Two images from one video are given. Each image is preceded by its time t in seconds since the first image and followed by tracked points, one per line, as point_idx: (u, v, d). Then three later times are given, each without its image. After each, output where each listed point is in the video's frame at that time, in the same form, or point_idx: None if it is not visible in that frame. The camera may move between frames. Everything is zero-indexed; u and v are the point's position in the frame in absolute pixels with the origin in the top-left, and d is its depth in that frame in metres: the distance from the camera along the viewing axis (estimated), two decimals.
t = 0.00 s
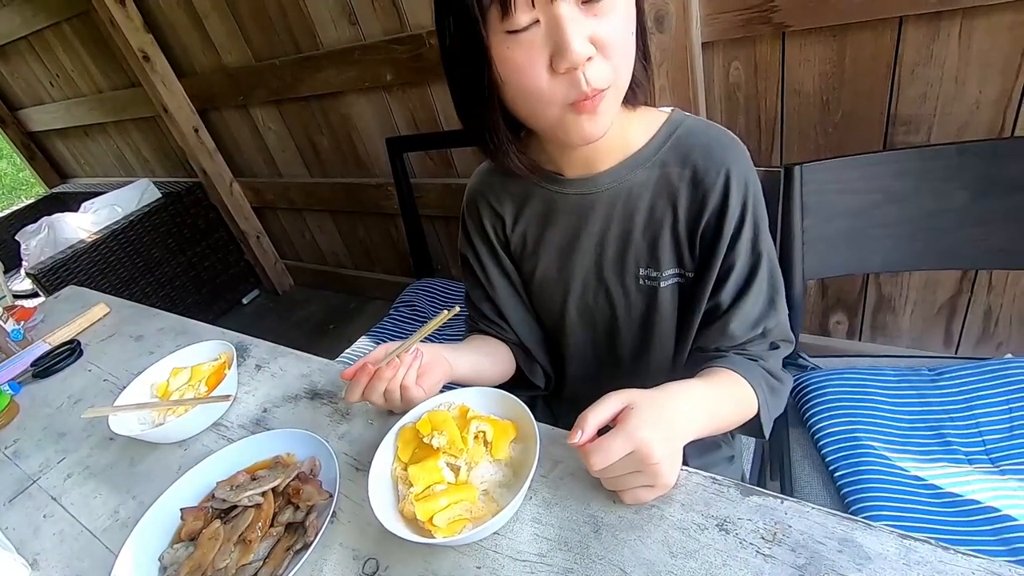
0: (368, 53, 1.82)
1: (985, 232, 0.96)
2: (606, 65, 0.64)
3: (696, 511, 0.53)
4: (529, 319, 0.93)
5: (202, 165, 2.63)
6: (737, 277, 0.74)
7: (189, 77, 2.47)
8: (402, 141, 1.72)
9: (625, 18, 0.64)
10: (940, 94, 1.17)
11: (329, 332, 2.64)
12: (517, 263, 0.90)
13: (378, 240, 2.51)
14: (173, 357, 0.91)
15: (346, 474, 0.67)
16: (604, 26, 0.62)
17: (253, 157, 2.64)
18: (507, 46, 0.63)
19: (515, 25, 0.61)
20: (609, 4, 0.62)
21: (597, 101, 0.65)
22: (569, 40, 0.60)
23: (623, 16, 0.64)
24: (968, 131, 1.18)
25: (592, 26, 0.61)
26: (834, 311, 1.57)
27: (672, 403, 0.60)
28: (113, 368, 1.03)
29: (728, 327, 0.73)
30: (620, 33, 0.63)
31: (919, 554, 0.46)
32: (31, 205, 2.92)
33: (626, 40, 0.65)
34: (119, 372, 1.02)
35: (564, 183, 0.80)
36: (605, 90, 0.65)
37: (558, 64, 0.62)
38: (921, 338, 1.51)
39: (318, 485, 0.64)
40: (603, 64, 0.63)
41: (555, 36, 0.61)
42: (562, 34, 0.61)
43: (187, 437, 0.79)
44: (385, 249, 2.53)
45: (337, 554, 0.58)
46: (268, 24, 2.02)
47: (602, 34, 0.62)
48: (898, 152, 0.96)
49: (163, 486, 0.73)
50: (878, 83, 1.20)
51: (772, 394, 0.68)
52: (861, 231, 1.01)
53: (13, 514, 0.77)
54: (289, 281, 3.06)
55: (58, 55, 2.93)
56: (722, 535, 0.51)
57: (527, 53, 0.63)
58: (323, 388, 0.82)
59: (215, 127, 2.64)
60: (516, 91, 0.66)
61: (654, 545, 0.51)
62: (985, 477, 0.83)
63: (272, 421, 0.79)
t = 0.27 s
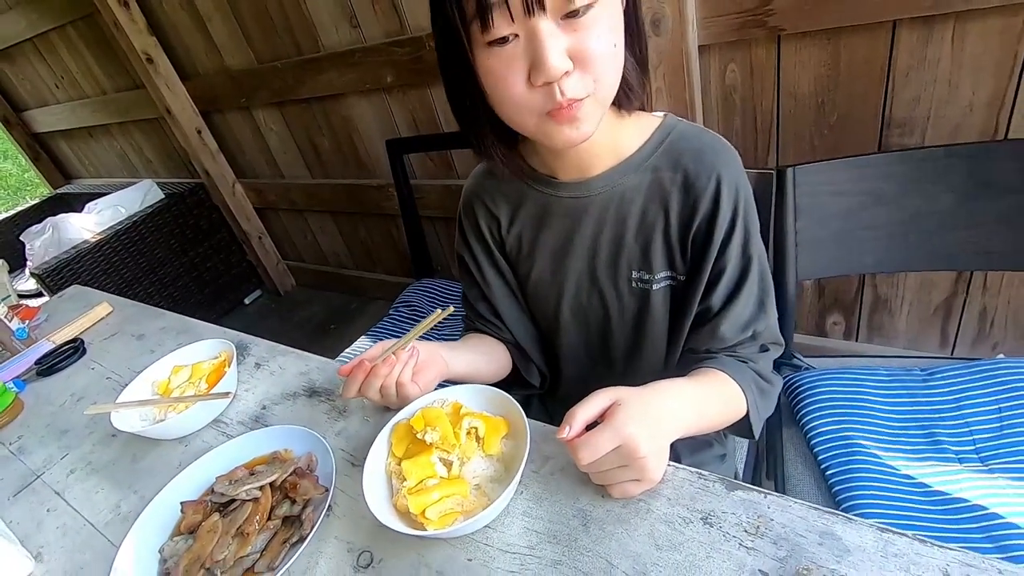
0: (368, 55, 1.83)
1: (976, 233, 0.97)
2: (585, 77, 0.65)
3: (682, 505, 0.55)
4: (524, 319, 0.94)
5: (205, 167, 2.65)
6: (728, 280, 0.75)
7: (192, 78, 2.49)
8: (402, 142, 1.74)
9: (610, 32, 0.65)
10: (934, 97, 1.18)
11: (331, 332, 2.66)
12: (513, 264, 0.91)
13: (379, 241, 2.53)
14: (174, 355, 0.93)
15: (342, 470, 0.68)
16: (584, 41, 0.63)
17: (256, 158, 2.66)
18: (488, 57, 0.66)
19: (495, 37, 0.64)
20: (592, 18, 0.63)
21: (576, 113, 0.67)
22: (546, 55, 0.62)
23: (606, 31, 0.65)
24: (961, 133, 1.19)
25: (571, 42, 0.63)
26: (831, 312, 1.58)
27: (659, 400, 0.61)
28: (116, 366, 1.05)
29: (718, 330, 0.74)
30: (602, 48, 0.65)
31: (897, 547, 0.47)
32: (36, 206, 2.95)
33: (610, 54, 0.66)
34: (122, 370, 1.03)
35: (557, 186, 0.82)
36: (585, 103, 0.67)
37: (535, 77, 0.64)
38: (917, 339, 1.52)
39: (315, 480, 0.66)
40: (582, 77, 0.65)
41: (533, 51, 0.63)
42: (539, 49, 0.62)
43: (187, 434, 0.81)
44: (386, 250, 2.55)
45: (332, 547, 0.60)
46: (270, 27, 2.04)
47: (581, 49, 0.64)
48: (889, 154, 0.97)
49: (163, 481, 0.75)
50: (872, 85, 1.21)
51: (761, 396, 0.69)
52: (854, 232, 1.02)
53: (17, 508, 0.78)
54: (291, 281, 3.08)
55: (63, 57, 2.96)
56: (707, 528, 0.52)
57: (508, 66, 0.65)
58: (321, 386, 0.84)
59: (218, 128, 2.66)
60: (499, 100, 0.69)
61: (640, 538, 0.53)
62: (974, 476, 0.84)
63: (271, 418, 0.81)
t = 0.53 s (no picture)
0: (376, 47, 1.81)
1: (1000, 230, 0.94)
2: (586, 66, 0.61)
3: (697, 501, 0.52)
4: (531, 311, 0.92)
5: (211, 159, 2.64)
6: (745, 274, 0.72)
7: (200, 70, 2.48)
8: (409, 135, 1.71)
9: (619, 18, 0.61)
10: (955, 92, 1.14)
11: (334, 328, 2.64)
12: (520, 253, 0.89)
13: (384, 236, 2.50)
14: (171, 341, 0.91)
15: (339, 459, 0.65)
16: (590, 26, 0.60)
17: (262, 152, 2.64)
18: (490, 40, 0.63)
19: (497, 20, 0.61)
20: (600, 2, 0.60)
21: (578, 103, 0.64)
22: (547, 41, 0.59)
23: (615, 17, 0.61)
24: (982, 129, 1.15)
25: (575, 28, 0.59)
26: (843, 313, 1.55)
27: (670, 389, 0.58)
28: (113, 353, 1.03)
29: (733, 325, 0.71)
30: (610, 35, 0.61)
31: (928, 548, 0.44)
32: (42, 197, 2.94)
33: (619, 41, 0.62)
34: (119, 357, 1.01)
35: (569, 173, 0.79)
36: (589, 93, 0.63)
37: (535, 64, 0.61)
38: (932, 342, 1.48)
39: (311, 469, 0.63)
40: (585, 66, 0.61)
41: (534, 36, 0.60)
42: (541, 34, 0.59)
43: (183, 420, 0.78)
44: (391, 246, 2.52)
45: (328, 539, 0.57)
46: (278, 18, 2.02)
47: (585, 35, 0.60)
48: (911, 146, 0.94)
49: (156, 468, 0.73)
50: (891, 79, 1.18)
51: (778, 395, 0.67)
52: (873, 227, 0.99)
53: (7, 493, 0.76)
54: (296, 277, 3.06)
55: (72, 49, 2.96)
56: (723, 525, 0.49)
57: (509, 50, 0.62)
58: (320, 374, 0.81)
59: (225, 122, 2.65)
60: (502, 85, 0.66)
61: (652, 534, 0.50)
62: (997, 480, 0.80)
63: (269, 406, 0.78)
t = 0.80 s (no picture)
0: (393, 27, 1.78)
1: None
2: (587, 42, 0.57)
3: (718, 483, 0.49)
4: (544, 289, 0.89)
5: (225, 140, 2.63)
6: (770, 260, 0.69)
7: (217, 50, 2.46)
8: (424, 116, 1.68)
9: None
10: (994, 80, 1.09)
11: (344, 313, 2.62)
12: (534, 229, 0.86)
13: (397, 222, 2.48)
14: (176, 308, 0.89)
15: (342, 431, 0.63)
16: None
17: (276, 133, 2.63)
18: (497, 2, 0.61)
19: None
20: None
21: (576, 80, 0.60)
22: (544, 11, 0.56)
23: None
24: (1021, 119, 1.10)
25: None
26: (865, 310, 1.50)
27: (696, 367, 0.55)
28: (119, 322, 1.01)
29: (756, 314, 0.68)
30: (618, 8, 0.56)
31: (972, 540, 0.41)
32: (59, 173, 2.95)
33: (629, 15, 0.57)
34: (124, 325, 0.99)
35: (588, 144, 0.76)
36: (590, 71, 0.60)
37: (532, 35, 0.58)
38: (956, 343, 1.43)
39: (313, 440, 0.60)
40: (584, 42, 0.57)
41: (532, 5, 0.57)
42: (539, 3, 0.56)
43: (185, 388, 0.76)
44: (404, 232, 2.50)
45: (328, 511, 0.55)
46: None
47: (588, 7, 0.56)
48: (948, 131, 0.89)
49: (156, 434, 0.71)
50: (926, 66, 1.13)
51: (801, 387, 0.63)
52: (904, 216, 0.95)
53: (6, 456, 0.75)
54: (306, 261, 3.05)
55: (92, 26, 2.96)
56: (746, 509, 0.46)
57: (511, 15, 0.60)
58: (326, 346, 0.79)
59: (240, 102, 2.64)
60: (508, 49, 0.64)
61: (669, 517, 0.47)
62: None
63: (272, 376, 0.76)
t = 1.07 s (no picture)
0: (462, 4, 1.78)
1: None
2: (666, 18, 0.55)
3: (764, 480, 0.47)
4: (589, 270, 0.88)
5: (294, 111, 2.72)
6: (833, 266, 0.65)
7: (291, 23, 2.53)
8: (486, 95, 1.68)
9: None
10: None
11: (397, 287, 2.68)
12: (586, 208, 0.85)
13: (453, 200, 2.50)
14: (241, 268, 0.93)
15: (390, 396, 0.65)
16: None
17: (343, 108, 2.69)
18: None
19: None
20: None
21: (650, 58, 0.58)
22: None
23: None
24: None
25: None
26: (936, 321, 1.41)
27: (755, 365, 0.54)
28: (189, 278, 1.07)
29: (811, 319, 0.65)
30: None
31: None
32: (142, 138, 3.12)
33: None
34: (194, 282, 1.05)
35: (655, 124, 0.74)
36: (666, 50, 0.57)
37: (611, 6, 0.57)
38: None
39: (362, 401, 0.62)
40: (664, 17, 0.55)
41: None
42: None
43: (247, 343, 0.80)
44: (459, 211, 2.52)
45: (374, 470, 0.56)
46: None
47: None
48: None
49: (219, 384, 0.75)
50: None
51: (851, 399, 0.61)
52: (990, 221, 0.88)
53: (87, 393, 0.81)
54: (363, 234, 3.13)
55: None
56: (792, 509, 0.45)
57: None
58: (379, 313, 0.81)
59: (310, 76, 2.71)
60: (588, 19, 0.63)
61: (710, 508, 0.46)
62: None
63: (327, 338, 0.79)
